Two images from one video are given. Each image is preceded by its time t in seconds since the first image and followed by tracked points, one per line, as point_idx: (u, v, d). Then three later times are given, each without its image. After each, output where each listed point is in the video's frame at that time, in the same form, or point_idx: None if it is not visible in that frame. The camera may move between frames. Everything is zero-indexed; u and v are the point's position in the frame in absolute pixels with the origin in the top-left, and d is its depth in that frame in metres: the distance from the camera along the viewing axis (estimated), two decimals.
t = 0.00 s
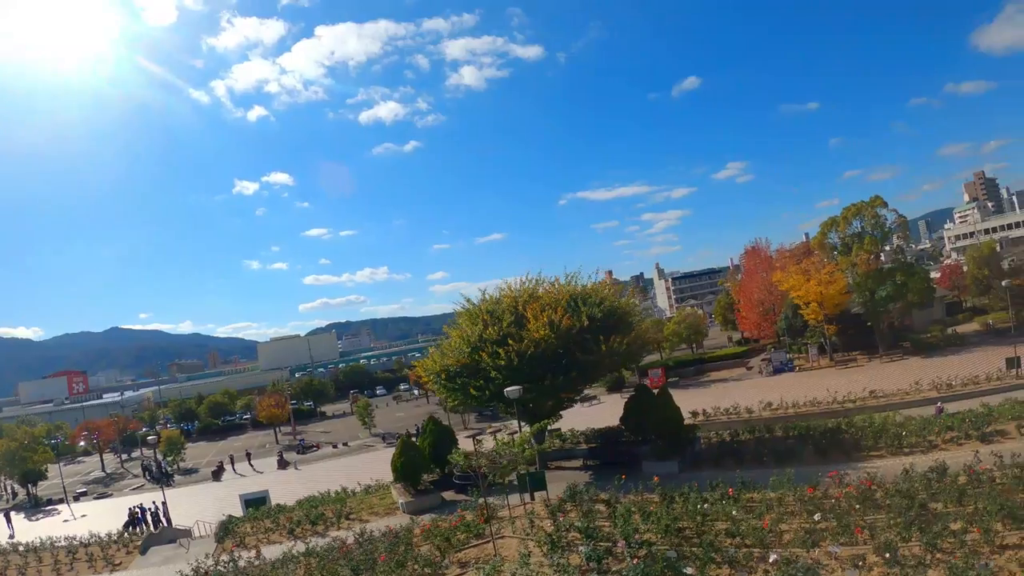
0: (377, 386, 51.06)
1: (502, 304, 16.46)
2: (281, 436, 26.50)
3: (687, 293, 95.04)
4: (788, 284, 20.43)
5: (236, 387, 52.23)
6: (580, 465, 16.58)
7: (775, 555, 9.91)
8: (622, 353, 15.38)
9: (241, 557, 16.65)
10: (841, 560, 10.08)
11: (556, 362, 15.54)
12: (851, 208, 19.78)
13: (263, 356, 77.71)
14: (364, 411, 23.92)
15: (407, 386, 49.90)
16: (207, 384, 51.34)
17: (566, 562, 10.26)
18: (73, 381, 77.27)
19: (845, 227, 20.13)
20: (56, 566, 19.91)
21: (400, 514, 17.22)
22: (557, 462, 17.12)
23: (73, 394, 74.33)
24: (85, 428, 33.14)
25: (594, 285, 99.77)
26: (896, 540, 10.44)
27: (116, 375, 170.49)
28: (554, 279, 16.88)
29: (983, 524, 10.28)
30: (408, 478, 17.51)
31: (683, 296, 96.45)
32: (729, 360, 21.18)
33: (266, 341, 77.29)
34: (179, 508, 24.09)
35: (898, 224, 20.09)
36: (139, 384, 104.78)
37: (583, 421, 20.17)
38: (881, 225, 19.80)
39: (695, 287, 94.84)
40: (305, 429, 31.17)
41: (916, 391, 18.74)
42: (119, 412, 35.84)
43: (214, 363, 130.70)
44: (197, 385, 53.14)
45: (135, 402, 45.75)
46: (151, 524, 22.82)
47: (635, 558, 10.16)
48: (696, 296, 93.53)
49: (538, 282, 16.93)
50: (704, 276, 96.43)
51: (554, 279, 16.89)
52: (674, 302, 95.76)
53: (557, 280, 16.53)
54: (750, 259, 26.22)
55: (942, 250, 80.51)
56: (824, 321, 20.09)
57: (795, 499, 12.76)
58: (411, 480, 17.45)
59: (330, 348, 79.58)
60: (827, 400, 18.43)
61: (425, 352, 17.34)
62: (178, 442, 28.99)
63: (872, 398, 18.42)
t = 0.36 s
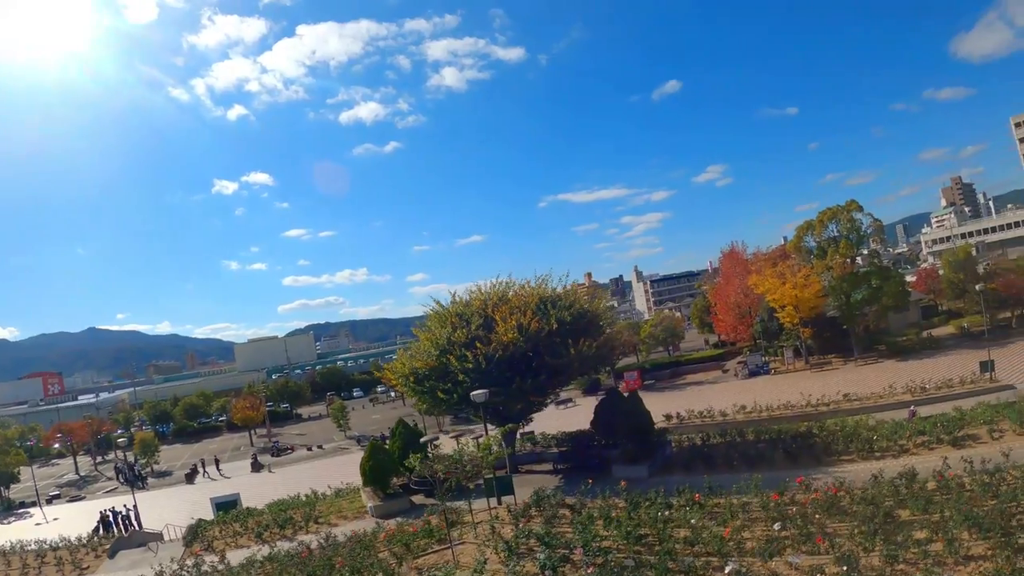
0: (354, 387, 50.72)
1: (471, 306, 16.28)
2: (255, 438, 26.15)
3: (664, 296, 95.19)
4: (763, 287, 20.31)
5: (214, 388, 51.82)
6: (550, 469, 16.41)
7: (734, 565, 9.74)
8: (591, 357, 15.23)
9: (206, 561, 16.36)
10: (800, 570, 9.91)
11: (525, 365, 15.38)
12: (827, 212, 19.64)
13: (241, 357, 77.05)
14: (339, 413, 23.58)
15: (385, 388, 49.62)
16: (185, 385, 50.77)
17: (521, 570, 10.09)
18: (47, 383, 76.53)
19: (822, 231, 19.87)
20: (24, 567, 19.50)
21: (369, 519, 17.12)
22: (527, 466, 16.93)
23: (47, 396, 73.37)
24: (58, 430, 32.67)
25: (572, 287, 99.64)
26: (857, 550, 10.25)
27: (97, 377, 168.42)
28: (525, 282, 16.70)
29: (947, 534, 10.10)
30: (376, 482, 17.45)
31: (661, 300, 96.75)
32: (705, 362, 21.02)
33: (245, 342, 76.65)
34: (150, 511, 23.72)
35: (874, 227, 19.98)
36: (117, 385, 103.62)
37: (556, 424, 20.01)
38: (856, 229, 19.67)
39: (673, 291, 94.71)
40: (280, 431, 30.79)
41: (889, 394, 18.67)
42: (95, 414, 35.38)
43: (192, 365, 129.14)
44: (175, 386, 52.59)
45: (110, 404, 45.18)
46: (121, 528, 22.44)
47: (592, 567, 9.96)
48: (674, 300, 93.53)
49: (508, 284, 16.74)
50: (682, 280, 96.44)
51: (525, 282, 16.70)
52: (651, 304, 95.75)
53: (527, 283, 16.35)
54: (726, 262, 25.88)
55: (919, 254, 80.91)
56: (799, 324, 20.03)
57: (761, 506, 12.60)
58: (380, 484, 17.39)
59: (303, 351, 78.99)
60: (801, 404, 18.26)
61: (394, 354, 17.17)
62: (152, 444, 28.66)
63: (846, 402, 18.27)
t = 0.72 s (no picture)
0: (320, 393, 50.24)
1: (434, 315, 16.06)
2: (218, 442, 25.64)
3: (634, 309, 95.49)
4: (731, 303, 20.18)
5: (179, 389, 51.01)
6: (509, 481, 16.26)
7: None
8: (552, 370, 15.08)
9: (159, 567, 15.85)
10: None
11: (485, 377, 15.19)
12: (796, 229, 19.60)
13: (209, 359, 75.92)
14: (304, 419, 23.27)
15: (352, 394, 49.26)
16: (152, 386, 49.92)
17: None
18: (10, 379, 74.83)
19: (791, 248, 19.77)
20: None
21: (324, 528, 16.91)
22: (487, 477, 16.76)
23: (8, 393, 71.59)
24: (17, 428, 31.86)
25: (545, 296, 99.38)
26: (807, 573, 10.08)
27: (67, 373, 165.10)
28: (489, 291, 16.53)
29: (897, 560, 9.97)
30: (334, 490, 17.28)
31: (630, 313, 96.74)
32: (672, 377, 20.87)
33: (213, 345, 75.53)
34: (108, 513, 23.11)
35: (843, 246, 19.96)
36: (83, 383, 101.57)
37: (520, 436, 19.89)
38: (825, 247, 19.68)
39: (642, 305, 94.76)
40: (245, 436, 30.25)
41: (854, 412, 18.66)
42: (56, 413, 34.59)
43: (160, 364, 127.00)
44: (141, 386, 51.68)
45: (73, 402, 44.23)
46: (76, 530, 21.74)
47: None
48: (645, 313, 93.64)
49: (472, 293, 16.56)
50: (651, 292, 96.71)
51: (489, 291, 16.54)
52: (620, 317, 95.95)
53: (491, 293, 16.19)
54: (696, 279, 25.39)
55: (889, 274, 81.86)
56: (767, 341, 19.92)
57: (717, 525, 12.60)
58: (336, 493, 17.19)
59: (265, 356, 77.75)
60: (765, 420, 18.16)
61: (354, 361, 16.90)
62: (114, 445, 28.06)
63: (810, 419, 18.20)
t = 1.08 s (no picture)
0: (274, 394, 49.47)
1: (383, 321, 15.85)
2: (166, 441, 25.21)
3: (591, 320, 95.73)
4: (686, 318, 20.33)
5: (129, 386, 49.70)
6: (456, 491, 16.06)
7: None
8: (500, 380, 14.94)
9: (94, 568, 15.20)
10: None
11: (433, 385, 15.01)
12: (752, 249, 19.89)
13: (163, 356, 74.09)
14: (254, 420, 22.99)
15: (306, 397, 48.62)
16: (102, 381, 48.55)
17: None
18: None
19: (747, 267, 20.16)
20: None
21: (265, 534, 16.52)
22: (433, 486, 16.52)
23: None
24: None
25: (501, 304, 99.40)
26: None
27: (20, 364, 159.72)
28: (441, 299, 16.41)
29: None
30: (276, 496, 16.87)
31: (587, 324, 97.00)
32: (625, 390, 21.06)
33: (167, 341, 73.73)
34: (48, 512, 22.18)
35: (798, 266, 20.29)
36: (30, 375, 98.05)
37: (470, 445, 19.81)
38: (780, 267, 19.94)
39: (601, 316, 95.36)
40: (196, 435, 29.51)
41: (804, 429, 18.68)
42: None
43: (110, 359, 123.78)
44: (90, 381, 50.19)
45: (19, 395, 42.71)
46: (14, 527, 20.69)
47: None
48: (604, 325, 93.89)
49: (424, 300, 16.41)
50: (608, 305, 97.24)
51: (441, 299, 16.41)
52: (576, 327, 96.11)
53: (443, 300, 16.07)
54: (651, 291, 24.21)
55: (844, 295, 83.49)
56: (720, 357, 20.12)
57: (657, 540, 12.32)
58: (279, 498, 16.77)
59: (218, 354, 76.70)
60: (715, 436, 18.20)
61: (301, 365, 16.59)
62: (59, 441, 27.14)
63: (760, 436, 18.24)
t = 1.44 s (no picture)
0: (235, 398, 48.81)
1: (339, 324, 15.65)
2: (124, 444, 24.77)
3: (557, 326, 95.78)
4: (650, 325, 20.31)
5: (87, 387, 48.61)
6: (412, 498, 15.85)
7: None
8: (456, 386, 14.80)
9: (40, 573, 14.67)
10: None
11: (388, 391, 14.84)
12: (716, 257, 20.00)
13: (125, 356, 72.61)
14: (215, 422, 22.71)
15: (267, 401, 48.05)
16: (60, 382, 47.43)
17: None
18: None
19: (711, 274, 20.27)
20: None
21: (217, 540, 16.21)
22: (390, 492, 16.30)
23: None
24: None
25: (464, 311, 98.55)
26: None
27: None
28: (399, 303, 16.27)
29: None
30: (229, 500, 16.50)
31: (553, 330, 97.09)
32: (588, 395, 21.09)
33: (129, 341, 72.35)
34: None
35: (761, 275, 20.44)
36: None
37: (431, 451, 19.67)
38: (744, 275, 20.03)
39: (566, 322, 95.43)
40: (156, 438, 28.95)
41: (764, 437, 18.64)
42: None
43: (73, 358, 121.07)
44: (47, 381, 48.94)
45: None
46: None
47: None
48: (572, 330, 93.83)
49: (382, 304, 16.25)
50: (575, 310, 97.29)
51: (399, 303, 16.27)
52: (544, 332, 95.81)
53: (400, 305, 15.94)
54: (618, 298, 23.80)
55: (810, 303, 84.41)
56: (683, 364, 20.12)
57: (611, 549, 12.18)
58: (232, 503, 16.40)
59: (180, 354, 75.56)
60: (676, 443, 18.15)
61: (256, 368, 16.32)
62: (15, 442, 26.42)
63: (720, 443, 18.17)
